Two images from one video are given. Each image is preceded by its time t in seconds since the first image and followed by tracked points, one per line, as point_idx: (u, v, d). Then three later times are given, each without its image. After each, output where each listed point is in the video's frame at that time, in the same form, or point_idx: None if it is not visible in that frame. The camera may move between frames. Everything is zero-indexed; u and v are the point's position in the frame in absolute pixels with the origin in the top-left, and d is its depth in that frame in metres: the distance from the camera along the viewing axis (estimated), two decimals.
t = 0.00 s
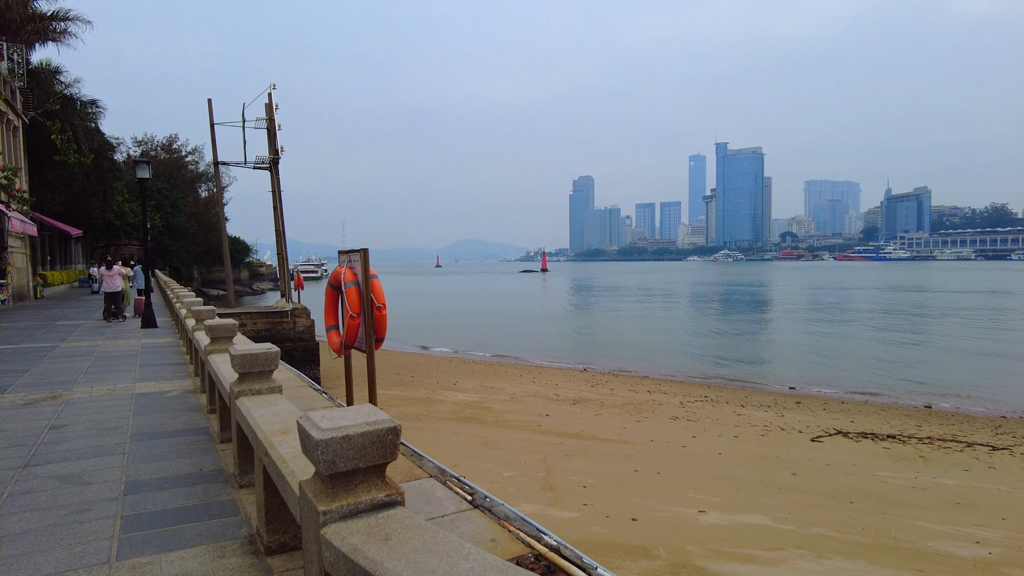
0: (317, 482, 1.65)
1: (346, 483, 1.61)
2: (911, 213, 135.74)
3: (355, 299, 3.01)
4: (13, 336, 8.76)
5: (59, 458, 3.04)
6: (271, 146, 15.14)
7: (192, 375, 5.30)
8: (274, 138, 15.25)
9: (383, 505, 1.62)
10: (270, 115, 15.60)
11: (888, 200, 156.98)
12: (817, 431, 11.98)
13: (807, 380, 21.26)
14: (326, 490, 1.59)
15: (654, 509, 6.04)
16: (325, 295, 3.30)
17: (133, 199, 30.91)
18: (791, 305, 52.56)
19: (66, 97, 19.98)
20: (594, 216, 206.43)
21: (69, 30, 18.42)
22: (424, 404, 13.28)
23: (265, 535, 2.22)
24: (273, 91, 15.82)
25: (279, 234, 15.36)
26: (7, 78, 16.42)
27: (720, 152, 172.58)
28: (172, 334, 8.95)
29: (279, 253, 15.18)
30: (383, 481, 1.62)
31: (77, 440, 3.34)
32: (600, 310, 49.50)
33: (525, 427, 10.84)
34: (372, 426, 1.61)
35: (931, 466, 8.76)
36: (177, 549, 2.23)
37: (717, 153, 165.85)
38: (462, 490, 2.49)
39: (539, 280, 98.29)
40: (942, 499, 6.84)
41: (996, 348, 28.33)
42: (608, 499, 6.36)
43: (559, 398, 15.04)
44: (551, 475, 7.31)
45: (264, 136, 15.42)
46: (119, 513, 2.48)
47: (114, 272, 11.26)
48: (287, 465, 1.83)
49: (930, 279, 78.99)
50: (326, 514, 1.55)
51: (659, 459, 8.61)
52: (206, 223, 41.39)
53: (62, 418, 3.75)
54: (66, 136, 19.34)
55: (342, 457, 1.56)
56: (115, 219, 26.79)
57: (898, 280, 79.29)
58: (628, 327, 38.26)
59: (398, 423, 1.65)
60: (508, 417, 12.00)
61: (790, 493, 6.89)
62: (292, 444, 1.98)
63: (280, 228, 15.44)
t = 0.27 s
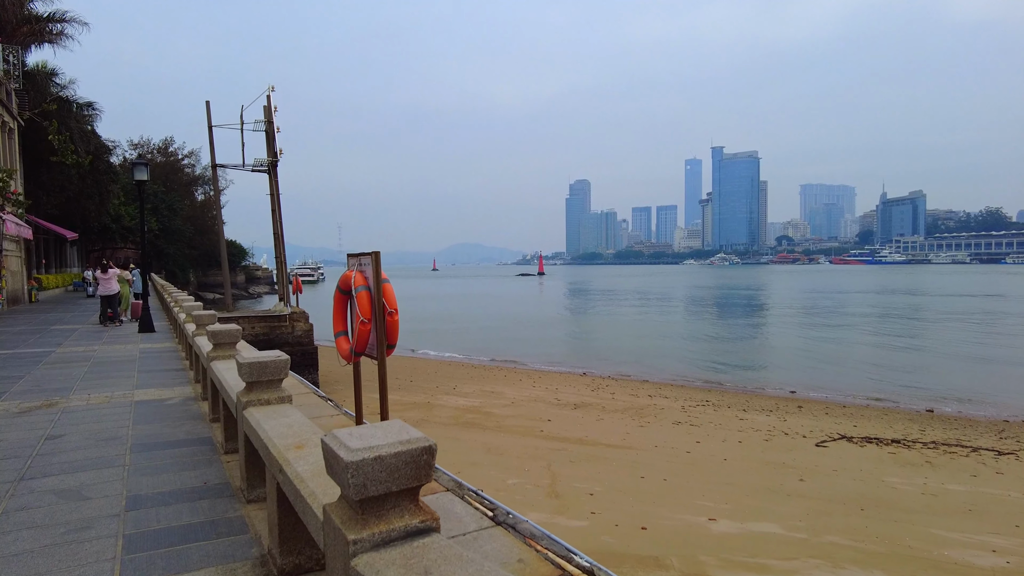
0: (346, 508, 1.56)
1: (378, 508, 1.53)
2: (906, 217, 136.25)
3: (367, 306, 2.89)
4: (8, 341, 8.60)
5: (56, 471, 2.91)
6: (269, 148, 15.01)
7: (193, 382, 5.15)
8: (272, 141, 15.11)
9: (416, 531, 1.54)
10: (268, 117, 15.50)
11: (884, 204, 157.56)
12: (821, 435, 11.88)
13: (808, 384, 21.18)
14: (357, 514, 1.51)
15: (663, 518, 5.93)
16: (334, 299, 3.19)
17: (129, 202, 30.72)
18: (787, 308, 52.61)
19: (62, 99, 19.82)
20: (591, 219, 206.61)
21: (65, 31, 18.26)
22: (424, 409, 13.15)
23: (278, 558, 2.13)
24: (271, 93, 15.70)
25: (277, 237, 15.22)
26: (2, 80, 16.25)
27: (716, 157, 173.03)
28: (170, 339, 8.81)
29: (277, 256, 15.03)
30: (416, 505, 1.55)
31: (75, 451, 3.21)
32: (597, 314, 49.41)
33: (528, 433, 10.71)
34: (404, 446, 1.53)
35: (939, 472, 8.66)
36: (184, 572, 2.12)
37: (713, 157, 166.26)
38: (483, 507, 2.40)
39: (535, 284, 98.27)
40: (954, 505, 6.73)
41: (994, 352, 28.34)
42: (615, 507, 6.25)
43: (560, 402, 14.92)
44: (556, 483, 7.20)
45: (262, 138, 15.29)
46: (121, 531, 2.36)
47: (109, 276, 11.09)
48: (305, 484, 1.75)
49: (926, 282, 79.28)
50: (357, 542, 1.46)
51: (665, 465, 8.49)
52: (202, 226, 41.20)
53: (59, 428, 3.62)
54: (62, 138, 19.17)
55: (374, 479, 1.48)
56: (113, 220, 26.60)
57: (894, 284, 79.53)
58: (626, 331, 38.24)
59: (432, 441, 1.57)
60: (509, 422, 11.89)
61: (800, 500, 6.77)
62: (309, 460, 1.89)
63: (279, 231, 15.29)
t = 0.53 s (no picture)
0: (365, 534, 1.46)
1: (401, 534, 1.43)
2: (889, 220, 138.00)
3: (368, 310, 2.78)
4: None
5: (39, 484, 2.77)
6: (258, 149, 14.80)
7: (182, 388, 5.00)
8: (260, 141, 14.90)
9: (441, 557, 1.44)
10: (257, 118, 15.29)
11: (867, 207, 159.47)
12: (814, 437, 11.90)
13: (798, 386, 21.26)
14: (378, 541, 1.41)
15: (663, 524, 5.86)
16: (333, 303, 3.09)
17: (113, 203, 30.25)
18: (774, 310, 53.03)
19: (44, 98, 19.42)
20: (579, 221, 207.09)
21: (48, 29, 17.89)
22: (415, 412, 13.00)
23: None
24: (260, 93, 15.49)
25: (265, 238, 14.99)
26: None
27: (703, 160, 174.23)
28: (157, 342, 8.61)
29: (265, 258, 14.80)
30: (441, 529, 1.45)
31: (60, 462, 3.06)
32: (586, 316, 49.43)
33: (521, 437, 10.60)
34: (430, 467, 1.45)
35: (933, 474, 8.68)
36: None
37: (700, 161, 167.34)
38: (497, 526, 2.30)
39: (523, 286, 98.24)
40: (951, 508, 6.72)
41: (979, 354, 28.71)
42: (614, 512, 6.16)
43: (552, 405, 14.82)
44: (552, 488, 7.10)
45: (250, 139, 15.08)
46: (111, 551, 2.23)
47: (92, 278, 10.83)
48: (312, 502, 1.69)
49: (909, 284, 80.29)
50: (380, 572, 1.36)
51: (661, 469, 8.42)
52: (188, 228, 40.69)
53: (41, 438, 3.46)
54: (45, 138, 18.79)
55: (397, 503, 1.38)
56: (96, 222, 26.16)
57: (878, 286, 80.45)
58: (615, 333, 38.26)
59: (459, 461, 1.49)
60: (502, 425, 11.77)
61: (798, 504, 6.72)
62: (316, 477, 1.83)
63: (267, 233, 15.07)
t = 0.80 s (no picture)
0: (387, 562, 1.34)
1: (428, 562, 1.32)
2: (867, 222, 140.41)
3: (364, 308, 2.64)
4: None
5: (10, 497, 2.59)
6: (240, 146, 14.50)
7: (163, 392, 4.79)
8: (242, 139, 14.59)
9: None
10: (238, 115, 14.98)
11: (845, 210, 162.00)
12: (802, 437, 11.94)
13: (782, 386, 21.40)
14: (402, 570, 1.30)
15: (659, 527, 5.78)
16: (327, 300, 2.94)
17: (89, 202, 29.55)
18: (755, 311, 53.57)
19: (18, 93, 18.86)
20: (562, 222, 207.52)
21: (21, 22, 17.38)
22: (400, 415, 12.81)
23: None
24: (241, 89, 15.17)
25: (248, 238, 14.68)
26: None
27: (685, 162, 175.64)
28: (135, 345, 8.34)
29: (247, 258, 14.48)
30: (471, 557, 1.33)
31: (32, 473, 2.87)
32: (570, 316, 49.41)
33: (510, 439, 10.47)
34: (461, 488, 1.33)
35: (922, 474, 8.72)
36: None
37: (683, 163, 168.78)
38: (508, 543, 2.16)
39: (506, 287, 98.02)
40: (943, 509, 6.71)
41: (955, 354, 29.22)
42: (608, 517, 6.06)
43: (539, 407, 14.71)
44: (544, 491, 6.99)
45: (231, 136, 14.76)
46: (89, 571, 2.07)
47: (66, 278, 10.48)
48: (317, 523, 1.58)
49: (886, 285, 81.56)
50: None
51: (652, 471, 8.35)
52: (167, 228, 39.91)
53: (11, 446, 3.25)
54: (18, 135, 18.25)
55: (424, 530, 1.27)
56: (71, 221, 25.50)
57: (856, 287, 81.64)
58: (600, 334, 38.26)
59: (496, 480, 1.38)
60: (490, 427, 11.63)
61: (793, 506, 6.69)
62: (318, 493, 1.73)
63: (249, 232, 14.76)
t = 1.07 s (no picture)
0: None
1: None
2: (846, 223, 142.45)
3: (363, 313, 2.50)
4: None
5: None
6: (223, 145, 14.21)
7: (147, 399, 4.62)
8: (226, 138, 14.30)
9: None
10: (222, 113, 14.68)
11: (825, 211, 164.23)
12: (791, 438, 11.99)
13: (768, 387, 21.57)
14: None
15: (657, 533, 5.71)
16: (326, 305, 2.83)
17: (66, 202, 28.85)
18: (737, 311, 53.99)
19: None
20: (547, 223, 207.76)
21: None
22: (388, 418, 12.63)
23: None
24: (224, 87, 14.88)
25: (231, 238, 14.39)
26: None
27: (668, 163, 176.78)
28: (116, 349, 8.08)
29: (230, 259, 14.20)
30: None
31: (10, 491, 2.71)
32: (556, 317, 49.36)
33: (500, 442, 10.36)
34: (516, 527, 1.25)
35: (912, 474, 8.77)
36: None
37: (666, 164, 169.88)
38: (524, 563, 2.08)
39: (490, 288, 97.74)
40: (936, 510, 6.73)
41: (935, 355, 29.67)
42: (606, 523, 5.97)
43: (528, 409, 14.60)
44: (538, 496, 6.89)
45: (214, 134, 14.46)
46: None
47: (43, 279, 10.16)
48: (336, 558, 1.53)
49: (866, 286, 82.73)
50: None
51: (645, 473, 8.29)
52: (146, 228, 39.17)
53: None
54: None
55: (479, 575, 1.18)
56: (47, 221, 24.89)
57: (837, 287, 82.70)
58: (585, 335, 38.32)
59: (551, 516, 1.30)
60: (479, 430, 11.51)
61: (789, 508, 6.68)
62: (333, 522, 1.68)
63: (232, 233, 14.46)
